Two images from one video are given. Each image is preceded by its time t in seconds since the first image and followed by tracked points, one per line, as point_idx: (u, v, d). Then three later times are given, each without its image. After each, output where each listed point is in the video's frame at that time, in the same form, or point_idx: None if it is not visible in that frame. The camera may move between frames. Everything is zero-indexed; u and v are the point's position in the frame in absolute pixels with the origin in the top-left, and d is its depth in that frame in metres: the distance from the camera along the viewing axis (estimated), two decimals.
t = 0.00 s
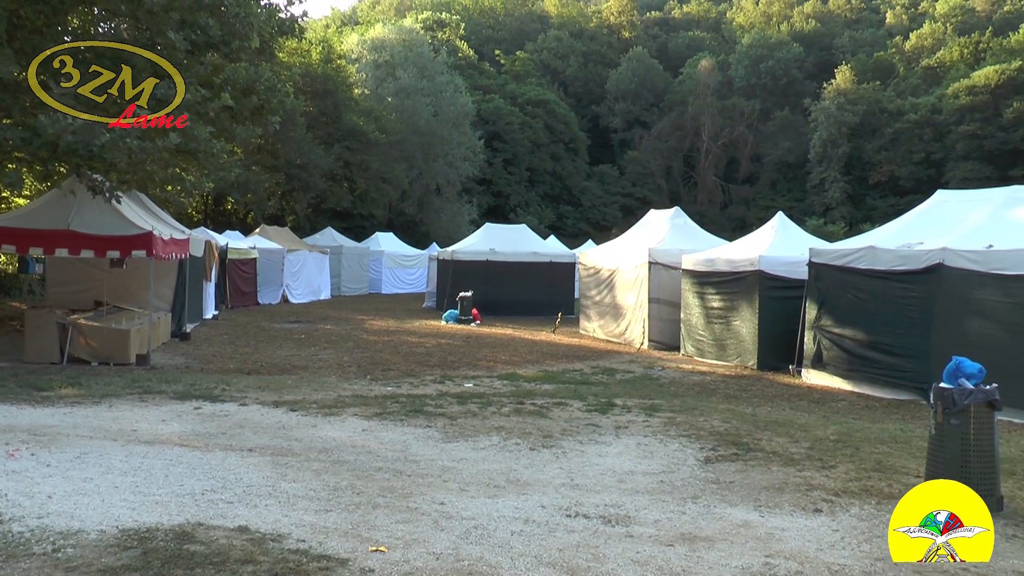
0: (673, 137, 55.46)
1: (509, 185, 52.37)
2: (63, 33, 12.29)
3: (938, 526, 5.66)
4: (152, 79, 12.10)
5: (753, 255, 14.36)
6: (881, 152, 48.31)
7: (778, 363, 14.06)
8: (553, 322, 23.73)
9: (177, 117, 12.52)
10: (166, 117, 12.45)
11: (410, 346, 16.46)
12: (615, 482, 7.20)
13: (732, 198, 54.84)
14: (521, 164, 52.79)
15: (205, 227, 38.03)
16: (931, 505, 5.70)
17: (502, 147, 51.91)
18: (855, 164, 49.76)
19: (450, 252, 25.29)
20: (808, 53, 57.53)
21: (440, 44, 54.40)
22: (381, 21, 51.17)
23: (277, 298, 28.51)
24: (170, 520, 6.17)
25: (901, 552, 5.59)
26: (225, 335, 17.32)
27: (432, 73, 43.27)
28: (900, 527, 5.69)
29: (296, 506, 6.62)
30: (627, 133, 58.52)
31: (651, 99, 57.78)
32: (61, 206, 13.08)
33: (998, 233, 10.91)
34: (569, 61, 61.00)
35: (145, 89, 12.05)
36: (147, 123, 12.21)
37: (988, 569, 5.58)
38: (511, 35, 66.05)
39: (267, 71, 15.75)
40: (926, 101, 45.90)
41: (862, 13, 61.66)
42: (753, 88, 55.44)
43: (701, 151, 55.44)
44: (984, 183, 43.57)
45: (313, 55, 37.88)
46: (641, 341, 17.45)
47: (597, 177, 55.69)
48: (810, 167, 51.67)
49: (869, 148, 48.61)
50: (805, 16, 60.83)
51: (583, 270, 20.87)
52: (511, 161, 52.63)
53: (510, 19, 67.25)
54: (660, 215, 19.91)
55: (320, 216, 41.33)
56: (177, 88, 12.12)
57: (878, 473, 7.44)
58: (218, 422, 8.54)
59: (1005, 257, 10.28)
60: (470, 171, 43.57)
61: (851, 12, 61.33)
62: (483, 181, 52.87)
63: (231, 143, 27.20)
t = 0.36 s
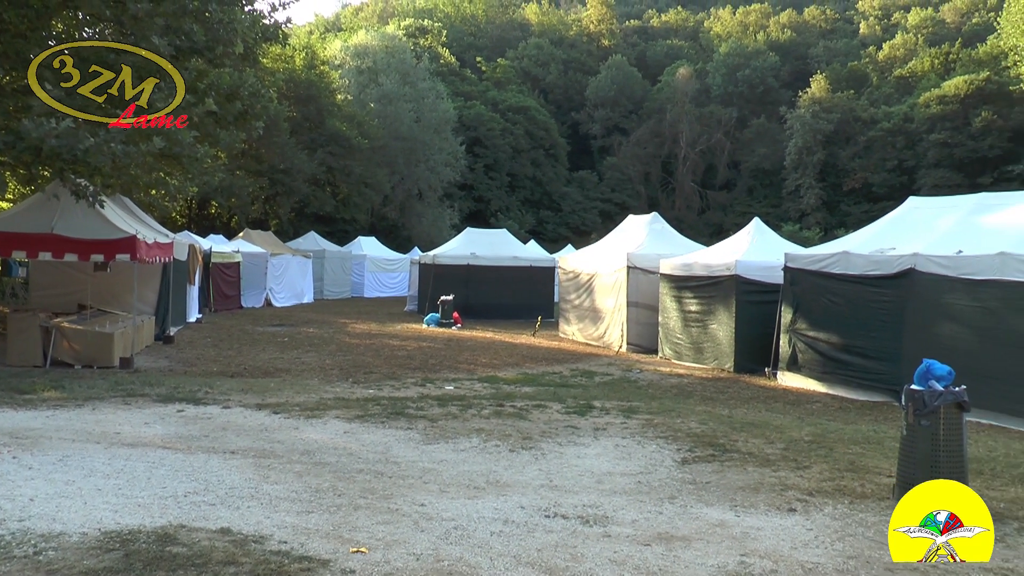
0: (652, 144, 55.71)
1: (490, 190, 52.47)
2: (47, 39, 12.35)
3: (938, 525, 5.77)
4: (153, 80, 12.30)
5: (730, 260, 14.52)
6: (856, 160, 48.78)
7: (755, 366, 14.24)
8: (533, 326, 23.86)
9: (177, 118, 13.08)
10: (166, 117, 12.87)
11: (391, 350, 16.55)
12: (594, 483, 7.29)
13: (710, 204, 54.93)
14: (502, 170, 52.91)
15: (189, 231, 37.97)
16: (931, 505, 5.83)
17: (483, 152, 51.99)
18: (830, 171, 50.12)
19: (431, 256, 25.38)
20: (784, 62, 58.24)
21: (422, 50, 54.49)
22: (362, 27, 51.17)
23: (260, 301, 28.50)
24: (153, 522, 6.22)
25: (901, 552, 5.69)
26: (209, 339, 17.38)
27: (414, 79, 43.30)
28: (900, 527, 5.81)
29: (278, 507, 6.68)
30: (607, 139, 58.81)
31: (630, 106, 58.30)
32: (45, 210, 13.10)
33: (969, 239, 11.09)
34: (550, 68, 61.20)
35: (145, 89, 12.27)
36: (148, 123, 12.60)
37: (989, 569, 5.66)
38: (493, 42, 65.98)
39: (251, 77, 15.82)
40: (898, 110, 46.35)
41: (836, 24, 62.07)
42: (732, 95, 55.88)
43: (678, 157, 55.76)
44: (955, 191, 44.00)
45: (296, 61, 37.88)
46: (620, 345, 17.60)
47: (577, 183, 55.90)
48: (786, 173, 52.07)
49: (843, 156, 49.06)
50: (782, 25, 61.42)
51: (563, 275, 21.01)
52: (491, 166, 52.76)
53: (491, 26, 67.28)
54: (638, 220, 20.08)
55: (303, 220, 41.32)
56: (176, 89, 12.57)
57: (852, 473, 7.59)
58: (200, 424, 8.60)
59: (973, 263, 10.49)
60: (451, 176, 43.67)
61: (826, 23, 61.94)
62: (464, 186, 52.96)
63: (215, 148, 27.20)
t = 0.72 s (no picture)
0: (630, 148, 55.87)
1: (469, 194, 52.40)
2: (22, 38, 12.31)
3: (938, 525, 5.80)
4: (153, 80, 12.29)
5: (708, 263, 14.57)
6: (833, 164, 49.14)
7: (732, 368, 14.31)
8: (512, 329, 23.88)
9: (178, 117, 13.43)
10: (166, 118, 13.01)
11: (370, 353, 16.49)
12: (571, 486, 7.29)
13: (689, 208, 55.23)
14: (481, 173, 52.90)
15: (167, 233, 37.70)
16: (931, 505, 5.84)
17: (462, 155, 51.93)
18: (808, 175, 50.44)
19: (410, 259, 25.34)
20: (761, 67, 58.71)
21: (401, 53, 54.44)
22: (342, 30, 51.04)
23: (238, 305, 28.33)
24: (128, 528, 6.14)
25: (901, 552, 5.72)
26: (186, 342, 17.25)
27: (393, 82, 43.31)
28: (900, 527, 5.85)
29: (255, 512, 6.62)
30: (586, 143, 58.99)
31: (609, 110, 58.44)
32: (20, 211, 12.96)
33: (944, 243, 11.20)
34: (530, 71, 61.32)
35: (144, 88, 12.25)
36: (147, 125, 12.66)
37: (988, 568, 5.70)
38: (472, 45, 65.94)
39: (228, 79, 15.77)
40: (876, 116, 47.09)
41: (813, 29, 62.57)
42: (710, 100, 56.24)
43: (657, 161, 55.97)
44: (930, 195, 44.49)
45: (275, 62, 37.72)
46: (598, 348, 17.64)
47: (556, 186, 56.02)
48: (763, 177, 52.39)
49: (821, 160, 49.45)
50: (759, 30, 61.94)
51: (541, 278, 21.03)
52: (471, 170, 52.75)
53: (470, 30, 67.25)
54: (617, 223, 20.13)
55: (282, 223, 41.15)
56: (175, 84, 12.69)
57: (828, 475, 7.65)
58: (177, 429, 8.54)
59: (948, 266, 10.59)
60: (430, 179, 43.63)
61: (803, 28, 62.51)
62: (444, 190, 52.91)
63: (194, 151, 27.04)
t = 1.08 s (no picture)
0: (607, 149, 56.00)
1: (446, 195, 52.32)
2: None
3: (938, 526, 5.83)
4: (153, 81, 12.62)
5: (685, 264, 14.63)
6: (808, 167, 49.32)
7: (708, 369, 14.40)
8: (489, 330, 23.86)
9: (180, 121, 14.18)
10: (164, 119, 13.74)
11: (347, 354, 16.42)
12: (547, 487, 7.29)
13: (666, 210, 55.49)
14: (458, 174, 52.83)
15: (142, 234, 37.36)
16: (931, 505, 5.88)
17: (439, 156, 51.88)
18: (783, 178, 50.64)
19: (387, 259, 25.28)
20: (738, 70, 59.16)
21: (379, 53, 54.25)
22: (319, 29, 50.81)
23: (214, 306, 28.15)
24: (101, 530, 6.06)
25: (901, 552, 5.76)
26: (162, 344, 17.11)
27: (370, 82, 43.12)
28: (901, 527, 5.89)
29: (229, 514, 6.56)
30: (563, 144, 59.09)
31: (586, 111, 58.54)
32: None
33: (918, 245, 11.32)
34: (507, 72, 61.35)
35: (145, 88, 12.66)
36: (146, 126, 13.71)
37: (989, 568, 5.74)
38: (449, 46, 65.84)
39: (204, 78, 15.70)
40: (850, 119, 47.35)
41: (790, 33, 63.37)
42: (687, 102, 56.53)
43: (634, 163, 56.19)
44: (904, 198, 44.98)
45: (252, 62, 37.50)
46: (575, 349, 17.68)
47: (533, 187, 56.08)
48: (740, 180, 52.72)
49: (796, 163, 49.58)
50: (736, 33, 62.50)
51: (518, 279, 21.04)
52: (448, 171, 52.69)
53: (448, 31, 67.15)
54: (594, 225, 20.19)
55: (258, 224, 40.88)
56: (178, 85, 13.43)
57: (803, 475, 7.70)
58: (152, 431, 8.46)
59: (921, 268, 10.71)
60: (407, 180, 43.53)
61: (779, 32, 63.07)
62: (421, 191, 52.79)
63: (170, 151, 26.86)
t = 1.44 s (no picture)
0: (583, 149, 56.07)
1: (422, 193, 52.18)
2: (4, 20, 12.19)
3: (938, 526, 5.78)
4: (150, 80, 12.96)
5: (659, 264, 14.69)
6: (783, 167, 49.51)
7: (683, 368, 14.48)
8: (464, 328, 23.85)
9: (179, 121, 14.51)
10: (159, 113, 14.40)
11: (321, 352, 16.35)
12: (521, 485, 7.29)
13: (641, 209, 55.70)
14: (434, 173, 52.73)
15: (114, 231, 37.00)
16: (931, 505, 5.81)
17: (415, 155, 51.75)
18: (758, 179, 50.92)
19: (363, 258, 25.20)
20: (714, 71, 59.52)
21: (354, 50, 53.95)
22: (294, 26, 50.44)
23: (188, 304, 27.93)
24: (70, 531, 5.96)
25: (901, 552, 5.74)
26: (134, 342, 16.93)
27: (346, 79, 42.83)
28: (900, 527, 5.84)
29: (202, 513, 6.49)
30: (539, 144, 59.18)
31: (562, 111, 58.61)
32: None
33: (890, 245, 11.44)
34: (483, 71, 61.32)
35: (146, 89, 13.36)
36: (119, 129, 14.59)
37: (990, 568, 5.72)
38: (425, 44, 65.67)
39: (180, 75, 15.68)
40: (825, 120, 47.73)
41: (766, 35, 63.95)
42: (663, 103, 56.74)
43: (609, 162, 56.33)
44: (877, 199, 45.42)
45: (227, 58, 37.18)
46: (550, 347, 17.71)
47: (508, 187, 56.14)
48: (715, 180, 53.00)
49: (770, 164, 49.82)
50: (712, 35, 62.98)
51: (493, 278, 21.04)
52: (424, 169, 52.57)
53: (424, 29, 66.96)
54: (569, 224, 20.22)
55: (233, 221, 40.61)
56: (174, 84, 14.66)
57: (775, 472, 7.76)
58: (123, 430, 8.37)
59: (893, 268, 10.83)
60: (382, 178, 43.41)
61: (755, 33, 63.58)
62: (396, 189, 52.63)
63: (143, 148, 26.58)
